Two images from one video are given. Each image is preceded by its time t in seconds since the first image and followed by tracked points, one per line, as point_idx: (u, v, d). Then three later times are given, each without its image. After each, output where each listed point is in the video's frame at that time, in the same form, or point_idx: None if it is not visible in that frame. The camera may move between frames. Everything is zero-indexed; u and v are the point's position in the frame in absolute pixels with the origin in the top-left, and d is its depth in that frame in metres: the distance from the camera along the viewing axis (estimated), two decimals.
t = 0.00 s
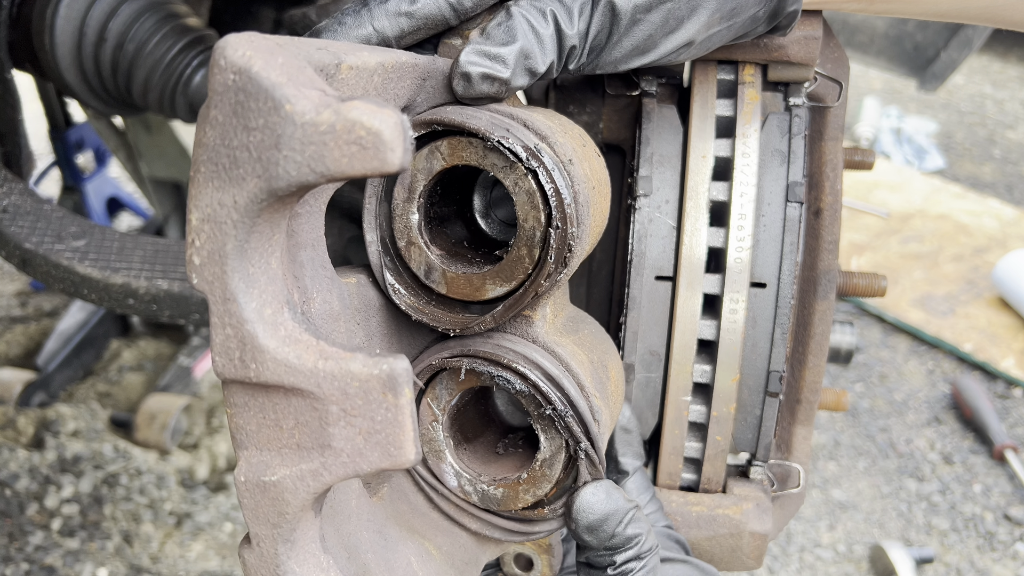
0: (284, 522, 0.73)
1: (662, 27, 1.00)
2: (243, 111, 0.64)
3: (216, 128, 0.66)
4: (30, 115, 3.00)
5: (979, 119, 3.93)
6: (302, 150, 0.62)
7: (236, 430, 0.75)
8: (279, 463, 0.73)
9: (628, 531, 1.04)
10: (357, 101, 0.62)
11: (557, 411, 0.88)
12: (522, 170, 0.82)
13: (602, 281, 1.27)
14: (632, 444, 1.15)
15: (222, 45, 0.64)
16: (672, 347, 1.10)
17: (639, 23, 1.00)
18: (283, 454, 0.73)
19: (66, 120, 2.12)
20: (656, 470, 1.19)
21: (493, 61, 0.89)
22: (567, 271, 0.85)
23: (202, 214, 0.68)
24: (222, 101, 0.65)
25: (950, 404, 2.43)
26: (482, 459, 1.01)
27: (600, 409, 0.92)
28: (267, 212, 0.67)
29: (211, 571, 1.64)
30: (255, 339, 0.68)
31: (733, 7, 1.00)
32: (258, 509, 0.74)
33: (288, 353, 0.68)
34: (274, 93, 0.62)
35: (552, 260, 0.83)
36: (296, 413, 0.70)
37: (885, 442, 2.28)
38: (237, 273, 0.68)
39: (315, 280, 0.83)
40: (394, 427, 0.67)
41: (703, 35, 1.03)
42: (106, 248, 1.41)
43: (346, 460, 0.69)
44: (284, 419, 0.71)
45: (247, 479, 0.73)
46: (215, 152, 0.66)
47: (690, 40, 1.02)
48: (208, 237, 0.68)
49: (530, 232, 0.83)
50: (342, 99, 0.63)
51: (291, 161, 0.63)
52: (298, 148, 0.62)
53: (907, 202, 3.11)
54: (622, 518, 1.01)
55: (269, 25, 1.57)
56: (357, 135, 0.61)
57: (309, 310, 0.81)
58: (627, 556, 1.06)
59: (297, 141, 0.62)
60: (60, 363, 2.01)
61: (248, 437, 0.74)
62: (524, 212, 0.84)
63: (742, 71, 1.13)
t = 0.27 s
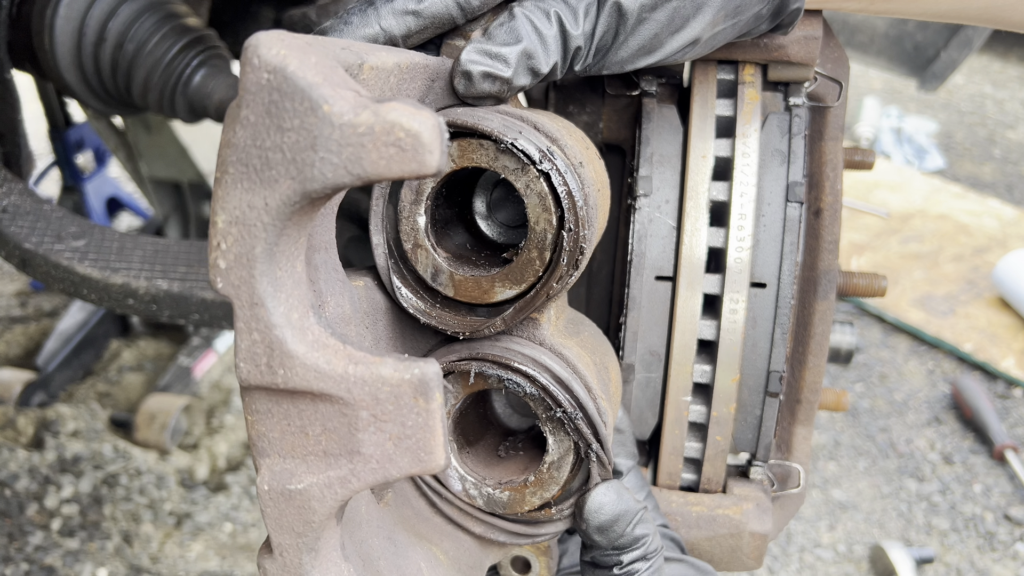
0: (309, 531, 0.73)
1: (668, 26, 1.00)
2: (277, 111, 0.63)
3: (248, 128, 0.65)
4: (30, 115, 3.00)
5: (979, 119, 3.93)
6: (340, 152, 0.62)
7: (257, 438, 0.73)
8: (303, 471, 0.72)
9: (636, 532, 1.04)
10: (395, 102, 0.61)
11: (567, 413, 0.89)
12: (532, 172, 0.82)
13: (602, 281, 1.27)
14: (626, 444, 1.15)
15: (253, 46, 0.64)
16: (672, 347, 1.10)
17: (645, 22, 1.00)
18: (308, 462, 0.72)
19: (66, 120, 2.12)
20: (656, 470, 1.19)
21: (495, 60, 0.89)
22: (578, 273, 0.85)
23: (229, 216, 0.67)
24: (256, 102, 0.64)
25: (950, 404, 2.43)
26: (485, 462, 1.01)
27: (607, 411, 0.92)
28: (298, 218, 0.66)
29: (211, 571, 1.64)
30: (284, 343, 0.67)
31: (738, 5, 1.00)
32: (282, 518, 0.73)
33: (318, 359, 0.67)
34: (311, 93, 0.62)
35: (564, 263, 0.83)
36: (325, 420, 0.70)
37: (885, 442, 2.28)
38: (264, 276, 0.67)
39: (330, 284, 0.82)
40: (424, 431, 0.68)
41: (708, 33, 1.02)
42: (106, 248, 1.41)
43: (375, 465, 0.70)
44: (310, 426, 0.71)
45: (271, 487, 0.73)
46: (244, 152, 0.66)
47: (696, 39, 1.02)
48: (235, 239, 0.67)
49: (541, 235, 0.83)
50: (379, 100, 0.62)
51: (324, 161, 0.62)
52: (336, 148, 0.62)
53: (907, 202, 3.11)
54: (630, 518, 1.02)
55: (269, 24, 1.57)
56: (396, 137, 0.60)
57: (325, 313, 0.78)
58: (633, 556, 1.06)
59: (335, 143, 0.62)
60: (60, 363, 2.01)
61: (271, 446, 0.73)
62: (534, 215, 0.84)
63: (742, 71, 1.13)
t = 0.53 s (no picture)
0: (307, 528, 0.73)
1: (666, 26, 1.00)
2: (278, 107, 0.63)
3: (248, 125, 0.65)
4: (30, 115, 3.00)
5: (979, 119, 3.93)
6: (341, 148, 0.62)
7: (255, 435, 0.73)
8: (302, 467, 0.72)
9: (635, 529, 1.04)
10: (397, 98, 0.61)
11: (565, 411, 0.89)
12: (530, 171, 0.82)
13: (602, 281, 1.27)
14: (622, 443, 1.13)
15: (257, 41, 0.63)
16: (672, 347, 1.10)
17: (643, 22, 1.00)
18: (307, 459, 0.72)
19: (66, 120, 2.12)
20: (656, 470, 1.18)
21: (493, 59, 0.89)
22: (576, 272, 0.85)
23: (230, 213, 0.67)
24: (257, 98, 0.64)
25: (950, 404, 2.42)
26: (482, 462, 1.01)
27: (605, 409, 0.92)
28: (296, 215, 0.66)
29: (211, 571, 1.63)
30: (283, 340, 0.67)
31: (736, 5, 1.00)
32: (281, 515, 0.73)
33: (316, 355, 0.67)
34: (313, 89, 0.62)
35: (563, 262, 0.83)
36: (324, 416, 0.70)
37: (885, 442, 2.28)
38: (264, 272, 0.67)
39: (328, 282, 0.83)
40: (423, 428, 0.68)
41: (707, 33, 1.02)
42: (106, 248, 1.41)
43: (374, 462, 0.70)
44: (308, 423, 0.71)
45: (269, 485, 0.73)
46: (246, 148, 0.65)
47: (694, 38, 1.01)
48: (235, 236, 0.67)
49: (540, 233, 0.83)
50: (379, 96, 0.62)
51: (324, 156, 0.62)
52: (336, 143, 0.62)
53: (907, 202, 3.11)
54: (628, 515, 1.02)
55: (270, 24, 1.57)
56: (396, 133, 0.60)
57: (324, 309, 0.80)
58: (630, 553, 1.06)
59: (336, 139, 0.61)
60: (60, 363, 2.01)
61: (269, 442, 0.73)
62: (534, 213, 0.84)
63: (742, 71, 1.13)
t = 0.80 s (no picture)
0: (278, 518, 0.73)
1: (661, 25, 1.00)
2: (241, 105, 0.63)
3: (213, 122, 0.65)
4: (30, 115, 3.00)
5: (979, 119, 3.92)
6: (300, 144, 0.62)
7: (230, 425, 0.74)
8: (272, 458, 0.72)
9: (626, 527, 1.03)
10: (354, 96, 0.61)
11: (554, 407, 0.89)
12: (517, 169, 0.82)
13: (602, 281, 1.27)
14: (623, 441, 1.13)
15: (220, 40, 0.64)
16: (672, 348, 1.10)
17: (638, 21, 1.00)
18: (277, 450, 0.72)
19: (65, 120, 2.12)
20: (656, 471, 1.19)
21: (481, 55, 0.88)
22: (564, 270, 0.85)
23: (199, 208, 0.67)
24: (221, 95, 0.64)
25: (950, 404, 2.42)
26: (476, 459, 1.01)
27: (595, 409, 0.92)
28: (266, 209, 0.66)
29: (211, 571, 1.63)
30: (250, 334, 0.67)
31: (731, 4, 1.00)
32: (252, 504, 0.73)
33: (284, 349, 0.68)
34: (273, 86, 0.62)
35: (548, 259, 0.83)
36: (291, 406, 0.70)
37: (885, 442, 2.28)
38: (232, 267, 0.67)
39: (311, 277, 0.83)
40: (389, 421, 0.66)
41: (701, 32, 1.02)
42: (106, 248, 1.41)
43: (341, 454, 0.69)
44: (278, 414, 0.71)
45: (242, 474, 0.73)
46: (213, 146, 0.66)
47: (689, 36, 1.01)
48: (204, 231, 0.67)
49: (526, 231, 0.83)
50: (340, 93, 0.62)
51: (284, 153, 0.62)
52: (293, 140, 0.62)
53: (907, 202, 3.11)
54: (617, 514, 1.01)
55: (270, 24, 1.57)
56: (354, 129, 0.60)
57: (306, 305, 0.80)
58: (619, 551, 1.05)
59: (296, 135, 0.61)
60: (60, 363, 2.00)
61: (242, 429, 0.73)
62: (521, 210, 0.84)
63: (742, 71, 1.13)
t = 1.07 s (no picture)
0: None
1: (661, 48, 1.01)
2: (376, 136, 0.67)
3: (340, 152, 0.67)
4: (30, 115, 3.00)
5: (979, 119, 3.92)
6: (446, 183, 0.67)
7: (301, 492, 0.76)
8: (357, 530, 0.75)
9: None
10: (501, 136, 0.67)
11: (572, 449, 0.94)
12: (544, 208, 0.87)
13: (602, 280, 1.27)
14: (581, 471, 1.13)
15: (348, 71, 0.67)
16: (672, 348, 1.10)
17: (641, 47, 0.99)
18: (364, 519, 0.75)
19: (66, 120, 2.12)
20: (656, 470, 1.17)
21: (500, 89, 0.86)
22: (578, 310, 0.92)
23: (304, 245, 0.69)
24: (355, 124, 0.67)
25: (950, 404, 2.42)
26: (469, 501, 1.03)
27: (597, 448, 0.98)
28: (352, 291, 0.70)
29: (211, 571, 1.63)
30: (357, 389, 0.70)
31: (724, 23, 1.02)
32: None
33: (390, 406, 0.71)
34: (420, 119, 0.66)
35: (575, 301, 0.89)
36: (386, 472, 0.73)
37: (885, 442, 2.28)
38: (337, 316, 0.70)
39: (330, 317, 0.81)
40: (496, 480, 0.73)
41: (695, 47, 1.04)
42: (106, 247, 1.41)
43: (442, 520, 0.74)
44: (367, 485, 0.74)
45: (323, 550, 0.75)
46: (333, 177, 0.68)
47: (687, 55, 1.03)
48: (310, 271, 0.70)
49: (551, 269, 0.89)
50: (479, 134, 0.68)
51: (420, 185, 0.67)
52: (439, 176, 0.66)
53: (908, 202, 3.11)
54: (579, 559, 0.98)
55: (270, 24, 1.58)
56: (503, 170, 0.66)
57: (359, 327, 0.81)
58: None
59: (442, 172, 0.66)
60: (60, 363, 2.01)
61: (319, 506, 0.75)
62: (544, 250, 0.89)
63: (743, 70, 1.13)
